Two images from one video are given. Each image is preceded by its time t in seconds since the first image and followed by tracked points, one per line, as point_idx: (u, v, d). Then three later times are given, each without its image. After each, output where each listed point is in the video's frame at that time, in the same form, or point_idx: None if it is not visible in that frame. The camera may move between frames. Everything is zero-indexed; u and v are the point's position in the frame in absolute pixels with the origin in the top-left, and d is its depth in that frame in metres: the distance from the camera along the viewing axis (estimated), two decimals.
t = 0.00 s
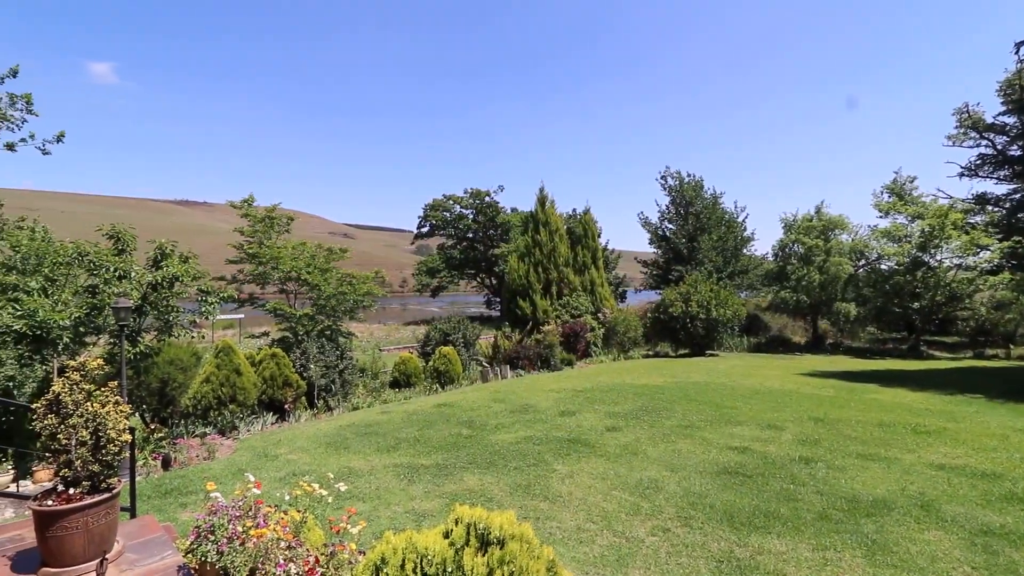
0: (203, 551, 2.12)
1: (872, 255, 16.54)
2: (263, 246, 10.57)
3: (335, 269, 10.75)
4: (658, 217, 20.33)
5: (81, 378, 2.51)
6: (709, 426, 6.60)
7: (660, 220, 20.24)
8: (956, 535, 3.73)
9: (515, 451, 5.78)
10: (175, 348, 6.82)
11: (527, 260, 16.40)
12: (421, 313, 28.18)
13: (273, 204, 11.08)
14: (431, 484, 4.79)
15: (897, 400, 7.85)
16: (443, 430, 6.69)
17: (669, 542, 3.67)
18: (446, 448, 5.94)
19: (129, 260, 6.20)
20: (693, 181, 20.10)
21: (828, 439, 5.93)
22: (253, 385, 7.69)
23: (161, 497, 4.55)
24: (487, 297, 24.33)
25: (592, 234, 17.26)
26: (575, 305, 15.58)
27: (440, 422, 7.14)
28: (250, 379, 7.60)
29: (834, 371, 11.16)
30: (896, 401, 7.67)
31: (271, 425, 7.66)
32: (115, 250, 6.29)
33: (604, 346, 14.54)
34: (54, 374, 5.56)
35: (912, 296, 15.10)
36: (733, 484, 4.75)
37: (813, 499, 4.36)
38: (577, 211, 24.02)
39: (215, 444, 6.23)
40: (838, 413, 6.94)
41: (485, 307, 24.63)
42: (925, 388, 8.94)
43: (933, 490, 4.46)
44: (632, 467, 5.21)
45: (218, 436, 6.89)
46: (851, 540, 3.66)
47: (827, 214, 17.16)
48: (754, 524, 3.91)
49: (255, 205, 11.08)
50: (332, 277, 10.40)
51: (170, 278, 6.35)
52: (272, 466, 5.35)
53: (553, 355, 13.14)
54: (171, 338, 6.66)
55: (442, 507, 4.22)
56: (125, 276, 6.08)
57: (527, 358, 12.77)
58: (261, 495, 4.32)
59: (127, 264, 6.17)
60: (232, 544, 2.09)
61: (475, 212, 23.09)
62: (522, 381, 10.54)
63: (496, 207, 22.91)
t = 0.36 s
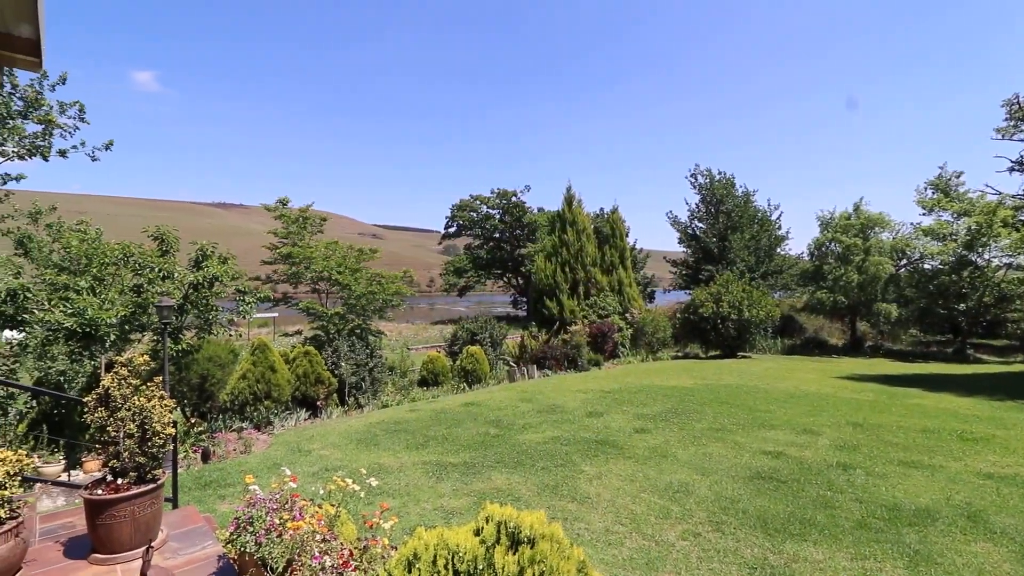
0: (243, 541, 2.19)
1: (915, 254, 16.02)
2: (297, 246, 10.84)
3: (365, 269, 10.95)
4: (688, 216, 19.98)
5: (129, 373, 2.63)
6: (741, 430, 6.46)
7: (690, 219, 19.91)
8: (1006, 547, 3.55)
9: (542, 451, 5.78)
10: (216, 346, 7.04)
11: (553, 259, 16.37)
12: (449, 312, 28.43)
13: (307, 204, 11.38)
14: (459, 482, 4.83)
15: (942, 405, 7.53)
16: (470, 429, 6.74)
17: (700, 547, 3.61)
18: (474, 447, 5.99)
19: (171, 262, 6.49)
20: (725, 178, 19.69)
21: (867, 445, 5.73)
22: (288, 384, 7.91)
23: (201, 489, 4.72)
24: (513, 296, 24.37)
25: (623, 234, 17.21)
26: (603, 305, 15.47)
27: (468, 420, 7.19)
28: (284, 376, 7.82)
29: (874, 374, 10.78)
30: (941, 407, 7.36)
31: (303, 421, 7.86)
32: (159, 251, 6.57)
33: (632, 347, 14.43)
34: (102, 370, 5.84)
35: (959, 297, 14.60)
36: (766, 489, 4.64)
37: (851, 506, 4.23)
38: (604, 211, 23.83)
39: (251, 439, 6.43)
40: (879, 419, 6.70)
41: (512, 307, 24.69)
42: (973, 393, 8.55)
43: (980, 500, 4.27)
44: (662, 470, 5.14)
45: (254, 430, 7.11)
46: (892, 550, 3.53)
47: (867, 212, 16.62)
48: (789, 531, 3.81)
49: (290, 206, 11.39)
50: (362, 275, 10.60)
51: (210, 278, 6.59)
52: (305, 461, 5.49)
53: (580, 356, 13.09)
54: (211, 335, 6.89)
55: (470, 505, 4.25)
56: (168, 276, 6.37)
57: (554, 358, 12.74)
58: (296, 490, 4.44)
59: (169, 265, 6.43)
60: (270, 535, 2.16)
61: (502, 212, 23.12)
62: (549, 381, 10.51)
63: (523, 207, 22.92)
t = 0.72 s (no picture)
0: (278, 534, 2.25)
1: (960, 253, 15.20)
2: (328, 246, 11.08)
3: (394, 269, 11.10)
4: (718, 214, 19.59)
5: (173, 369, 2.74)
6: (775, 434, 6.30)
7: (720, 217, 19.48)
8: None
9: (570, 451, 5.76)
10: (251, 344, 7.26)
11: (580, 258, 16.29)
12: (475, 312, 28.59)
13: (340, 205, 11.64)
14: (486, 481, 4.86)
15: (989, 411, 7.18)
16: (497, 429, 6.77)
17: (732, 552, 3.54)
18: (501, 446, 6.01)
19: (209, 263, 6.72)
20: (757, 176, 19.23)
21: (908, 451, 5.52)
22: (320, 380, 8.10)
23: (238, 482, 4.87)
24: (539, 296, 24.34)
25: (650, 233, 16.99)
26: (630, 305, 15.34)
27: (495, 420, 7.22)
28: (315, 373, 8.01)
29: (916, 378, 10.35)
30: (988, 413, 7.02)
31: (334, 418, 8.02)
32: (198, 253, 6.83)
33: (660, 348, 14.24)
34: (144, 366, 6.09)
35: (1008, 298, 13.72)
36: (800, 494, 4.52)
37: (891, 515, 4.08)
38: (632, 210, 23.58)
39: (284, 434, 6.61)
40: (921, 425, 6.44)
41: (538, 306, 24.66)
42: None
43: None
44: (692, 473, 5.06)
45: (287, 426, 7.29)
46: (935, 561, 3.39)
47: (908, 209, 15.95)
48: (825, 539, 3.71)
49: (323, 208, 11.65)
50: (391, 275, 10.76)
51: (247, 278, 6.80)
52: (337, 457, 5.61)
53: (607, 356, 12.98)
54: (247, 334, 7.10)
55: (497, 504, 4.27)
56: (207, 277, 6.61)
57: (580, 358, 12.67)
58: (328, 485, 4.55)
59: (208, 266, 6.66)
60: (305, 529, 2.21)
61: (528, 212, 23.08)
62: (576, 381, 10.47)
63: (549, 206, 22.84)
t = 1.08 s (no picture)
0: (315, 527, 2.32)
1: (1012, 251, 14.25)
2: (360, 246, 11.31)
3: (423, 268, 11.24)
4: (753, 212, 19.11)
5: (216, 365, 2.86)
6: (813, 439, 6.11)
7: (755, 216, 19.01)
8: None
9: (600, 453, 5.71)
10: (288, 341, 7.46)
11: (609, 258, 16.17)
12: (504, 312, 28.68)
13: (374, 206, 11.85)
14: (516, 481, 4.87)
15: None
16: (525, 428, 6.76)
17: (767, 560, 3.45)
18: (530, 446, 6.01)
19: (248, 264, 6.95)
20: (793, 173, 18.69)
21: (956, 460, 5.27)
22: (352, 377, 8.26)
23: (274, 476, 5.00)
24: (568, 296, 24.24)
25: (681, 232, 16.71)
26: (660, 305, 15.16)
27: (523, 420, 7.23)
28: (348, 371, 8.18)
29: (965, 383, 9.87)
30: None
31: (366, 415, 8.19)
32: (238, 254, 7.08)
33: (691, 349, 13.98)
34: (187, 362, 6.35)
35: None
36: (840, 503, 4.37)
37: (939, 526, 3.90)
38: (662, 209, 23.24)
39: (318, 430, 6.77)
40: (970, 433, 6.15)
41: (567, 307, 24.57)
42: None
43: None
44: (726, 478, 4.95)
45: (321, 422, 7.48)
46: None
47: (956, 205, 15.23)
48: (867, 549, 3.58)
49: (358, 209, 11.91)
50: (421, 274, 10.91)
51: (284, 279, 6.99)
52: (368, 453, 5.72)
53: (637, 357, 12.82)
54: (283, 332, 7.31)
55: (526, 504, 4.28)
56: (246, 277, 6.84)
57: (609, 359, 12.56)
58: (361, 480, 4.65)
59: (246, 266, 6.89)
60: (340, 522, 2.27)
61: (556, 211, 22.98)
62: (605, 382, 10.38)
63: (577, 206, 22.68)
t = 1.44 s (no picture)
0: (350, 521, 2.37)
1: None
2: (392, 246, 11.49)
3: (453, 268, 11.33)
4: (790, 210, 18.56)
5: (257, 362, 2.95)
6: (854, 445, 5.89)
7: (792, 213, 18.47)
8: None
9: (630, 455, 5.65)
10: (323, 339, 7.66)
11: (639, 258, 15.98)
12: (534, 312, 28.60)
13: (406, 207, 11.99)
14: (545, 481, 4.86)
15: None
16: (555, 429, 6.75)
17: (805, 569, 3.35)
18: (559, 446, 5.99)
19: (285, 264, 7.15)
20: (833, 169, 18.08)
21: (1011, 470, 5.00)
22: (384, 375, 8.42)
23: (310, 471, 5.14)
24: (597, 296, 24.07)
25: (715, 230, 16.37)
26: (692, 306, 14.91)
27: (553, 420, 7.22)
28: (380, 369, 8.34)
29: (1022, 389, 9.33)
30: None
31: (398, 413, 8.33)
32: (276, 254, 7.30)
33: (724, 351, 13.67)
34: (227, 359, 6.58)
35: None
36: (884, 512, 4.20)
37: (992, 539, 3.71)
38: (694, 207, 22.81)
39: (351, 426, 6.93)
40: None
41: (596, 307, 24.38)
42: None
43: None
44: (762, 483, 4.82)
45: (354, 419, 7.64)
46: None
47: (1011, 201, 14.44)
48: (912, 561, 3.43)
49: (391, 209, 12.09)
50: (450, 274, 11.02)
51: (319, 278, 7.19)
52: (400, 450, 5.81)
53: (668, 358, 12.60)
54: (318, 330, 7.51)
55: (556, 504, 4.26)
56: (283, 276, 7.05)
57: (640, 360, 12.40)
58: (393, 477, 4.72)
59: (283, 267, 7.10)
60: (374, 518, 2.32)
61: (585, 211, 22.81)
62: (635, 384, 10.24)
63: (607, 205, 22.44)
